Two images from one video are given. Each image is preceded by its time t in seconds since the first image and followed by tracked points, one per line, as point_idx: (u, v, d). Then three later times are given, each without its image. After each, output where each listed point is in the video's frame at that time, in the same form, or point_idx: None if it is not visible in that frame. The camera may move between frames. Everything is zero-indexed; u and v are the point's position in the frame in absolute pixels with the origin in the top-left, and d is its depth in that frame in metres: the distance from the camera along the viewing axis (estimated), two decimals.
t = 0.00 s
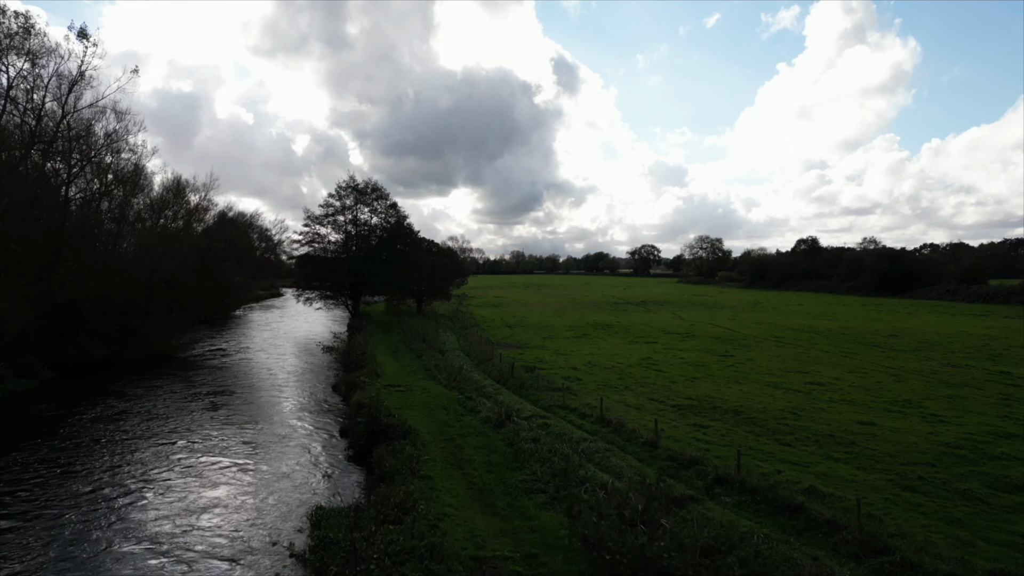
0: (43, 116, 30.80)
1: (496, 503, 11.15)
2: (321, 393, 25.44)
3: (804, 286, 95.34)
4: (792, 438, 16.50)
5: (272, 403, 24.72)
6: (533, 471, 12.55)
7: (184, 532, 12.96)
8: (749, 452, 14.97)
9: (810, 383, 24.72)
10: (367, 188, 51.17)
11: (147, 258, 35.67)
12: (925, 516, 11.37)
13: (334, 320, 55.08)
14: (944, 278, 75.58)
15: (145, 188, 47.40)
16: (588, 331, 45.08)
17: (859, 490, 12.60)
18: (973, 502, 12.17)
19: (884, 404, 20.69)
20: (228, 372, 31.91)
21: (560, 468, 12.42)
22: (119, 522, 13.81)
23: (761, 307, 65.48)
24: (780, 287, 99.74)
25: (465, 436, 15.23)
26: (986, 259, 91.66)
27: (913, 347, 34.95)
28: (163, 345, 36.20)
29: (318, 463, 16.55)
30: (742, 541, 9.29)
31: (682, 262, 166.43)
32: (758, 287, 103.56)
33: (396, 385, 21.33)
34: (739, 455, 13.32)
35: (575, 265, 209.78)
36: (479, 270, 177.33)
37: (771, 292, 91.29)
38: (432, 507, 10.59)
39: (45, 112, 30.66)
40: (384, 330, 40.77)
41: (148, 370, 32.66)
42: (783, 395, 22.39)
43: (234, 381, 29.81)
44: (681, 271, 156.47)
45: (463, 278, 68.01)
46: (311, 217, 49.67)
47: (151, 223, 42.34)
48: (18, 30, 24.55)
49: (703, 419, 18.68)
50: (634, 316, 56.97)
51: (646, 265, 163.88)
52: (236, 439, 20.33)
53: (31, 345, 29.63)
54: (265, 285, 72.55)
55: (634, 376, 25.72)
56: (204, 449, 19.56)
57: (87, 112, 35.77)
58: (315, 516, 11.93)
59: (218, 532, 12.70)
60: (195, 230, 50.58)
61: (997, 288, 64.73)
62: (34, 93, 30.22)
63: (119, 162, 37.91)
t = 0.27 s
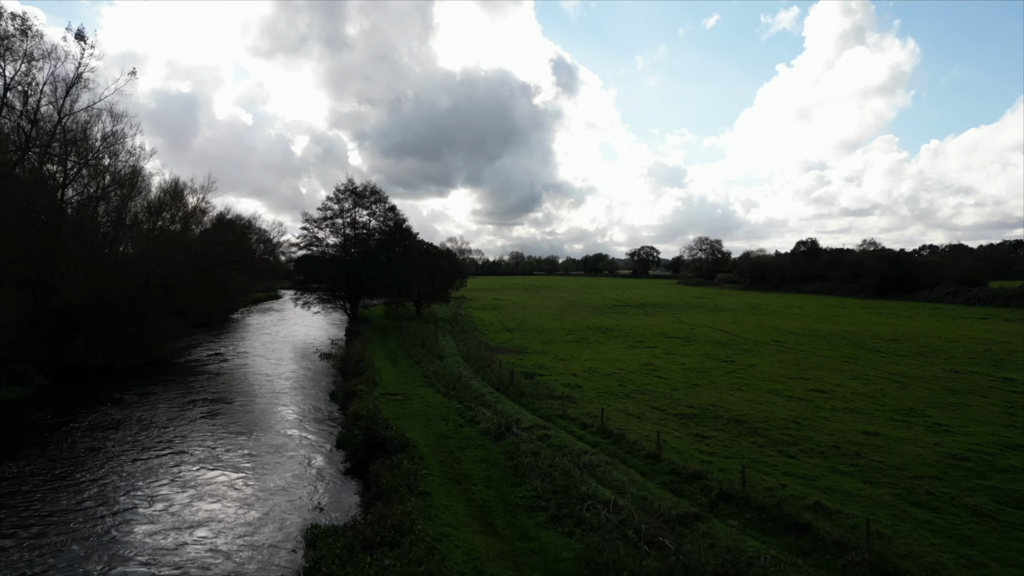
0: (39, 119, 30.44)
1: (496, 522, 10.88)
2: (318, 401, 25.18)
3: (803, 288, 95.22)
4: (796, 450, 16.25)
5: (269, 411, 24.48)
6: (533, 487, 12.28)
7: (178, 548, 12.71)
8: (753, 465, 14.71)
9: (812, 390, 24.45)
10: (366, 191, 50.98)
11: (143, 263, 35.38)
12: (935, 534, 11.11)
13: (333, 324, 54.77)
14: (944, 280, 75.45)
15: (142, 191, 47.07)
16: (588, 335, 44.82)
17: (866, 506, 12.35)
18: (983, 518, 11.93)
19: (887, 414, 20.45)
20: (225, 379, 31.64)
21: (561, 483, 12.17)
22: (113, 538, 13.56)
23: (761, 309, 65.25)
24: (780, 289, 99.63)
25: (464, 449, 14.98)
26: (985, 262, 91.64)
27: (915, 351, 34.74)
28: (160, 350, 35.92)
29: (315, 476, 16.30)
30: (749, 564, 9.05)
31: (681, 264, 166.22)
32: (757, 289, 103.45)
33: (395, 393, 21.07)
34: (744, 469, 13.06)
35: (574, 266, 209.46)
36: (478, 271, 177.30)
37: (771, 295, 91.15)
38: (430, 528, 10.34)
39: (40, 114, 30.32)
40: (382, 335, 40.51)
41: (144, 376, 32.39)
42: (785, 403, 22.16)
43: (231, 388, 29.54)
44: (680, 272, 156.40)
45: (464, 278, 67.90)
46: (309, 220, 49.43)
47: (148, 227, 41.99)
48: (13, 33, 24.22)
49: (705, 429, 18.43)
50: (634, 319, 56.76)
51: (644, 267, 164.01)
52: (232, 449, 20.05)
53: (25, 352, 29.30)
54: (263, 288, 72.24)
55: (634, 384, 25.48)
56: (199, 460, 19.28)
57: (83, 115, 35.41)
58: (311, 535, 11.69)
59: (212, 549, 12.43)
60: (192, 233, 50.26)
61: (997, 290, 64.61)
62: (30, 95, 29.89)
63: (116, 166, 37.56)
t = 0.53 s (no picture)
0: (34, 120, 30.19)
1: (495, 541, 10.62)
2: (315, 409, 24.94)
3: (803, 290, 95.12)
4: (800, 461, 16.00)
5: (265, 420, 24.23)
6: (533, 503, 12.02)
7: (171, 565, 12.46)
8: (757, 478, 14.47)
9: (814, 397, 24.24)
10: (364, 194, 50.77)
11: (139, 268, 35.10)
12: (944, 552, 10.88)
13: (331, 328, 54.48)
14: (944, 282, 75.33)
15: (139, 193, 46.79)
16: (588, 338, 44.57)
17: (873, 522, 12.11)
18: (993, 535, 11.68)
19: (891, 422, 20.23)
20: (222, 385, 31.37)
21: (562, 500, 11.93)
22: (105, 554, 13.31)
23: (761, 312, 65.09)
24: (779, 290, 99.55)
25: (462, 462, 14.74)
26: (984, 264, 91.59)
27: (916, 356, 34.55)
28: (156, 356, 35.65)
29: (311, 489, 16.07)
30: None
31: (680, 265, 166.13)
32: (756, 291, 103.36)
33: (392, 402, 20.81)
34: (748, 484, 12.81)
35: (573, 267, 209.32)
36: (477, 272, 177.16)
37: (770, 296, 91.02)
38: (428, 548, 10.10)
39: (36, 116, 30.10)
40: (380, 339, 40.24)
41: (140, 382, 32.12)
42: (786, 411, 21.94)
43: (227, 394, 29.27)
44: (679, 274, 156.37)
45: (463, 279, 67.60)
46: (307, 223, 49.18)
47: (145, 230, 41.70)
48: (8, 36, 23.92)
49: (706, 439, 18.21)
50: (633, 322, 56.55)
51: (644, 268, 163.98)
52: (227, 460, 19.78)
53: (19, 358, 29.00)
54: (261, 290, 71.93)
55: (634, 391, 25.25)
56: (194, 471, 19.00)
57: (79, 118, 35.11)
58: (306, 552, 11.45)
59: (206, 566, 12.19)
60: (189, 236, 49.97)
61: (997, 293, 64.49)
62: (26, 97, 29.64)
63: (113, 169, 37.25)
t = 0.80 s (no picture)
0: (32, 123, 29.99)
1: (494, 560, 10.38)
2: (312, 417, 24.70)
3: (802, 292, 94.99)
4: (803, 472, 15.78)
5: (262, 428, 23.99)
6: (533, 519, 11.78)
7: None
8: (760, 491, 14.25)
9: (816, 404, 24.01)
10: (363, 197, 50.54)
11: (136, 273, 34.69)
12: (953, 571, 10.64)
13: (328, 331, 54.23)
14: (944, 284, 75.18)
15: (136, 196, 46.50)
16: (587, 342, 44.31)
17: (879, 538, 11.88)
18: (1002, 553, 11.43)
19: (894, 431, 20.00)
20: (219, 391, 31.12)
21: (563, 516, 11.69)
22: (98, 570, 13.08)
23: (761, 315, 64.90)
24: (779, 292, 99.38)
25: (461, 474, 14.49)
26: (984, 265, 91.45)
27: (917, 361, 34.36)
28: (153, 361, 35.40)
29: (308, 502, 15.86)
30: None
31: (679, 266, 165.88)
32: (756, 292, 103.22)
33: (390, 410, 20.55)
34: (752, 499, 12.59)
35: (572, 268, 209.07)
36: (476, 273, 176.89)
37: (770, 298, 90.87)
38: (426, 569, 9.86)
39: (31, 119, 29.80)
40: (378, 343, 40.00)
41: (136, 388, 31.87)
42: (788, 419, 21.72)
43: (223, 400, 29.00)
44: (678, 275, 156.19)
45: (462, 280, 67.35)
46: (305, 226, 48.94)
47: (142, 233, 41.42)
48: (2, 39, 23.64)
49: (708, 448, 17.98)
50: (633, 325, 56.32)
51: (642, 269, 163.84)
52: (223, 470, 19.53)
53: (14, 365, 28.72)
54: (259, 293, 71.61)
55: (635, 397, 25.00)
56: (189, 481, 18.75)
57: (75, 121, 34.82)
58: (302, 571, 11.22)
59: None
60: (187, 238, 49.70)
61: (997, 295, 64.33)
62: (22, 99, 29.39)
63: (109, 172, 36.95)
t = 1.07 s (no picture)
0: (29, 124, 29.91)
1: None
2: (310, 425, 24.51)
3: (802, 293, 94.82)
4: (807, 484, 15.56)
5: (259, 436, 23.77)
6: (533, 536, 11.55)
7: None
8: (763, 504, 14.03)
9: (818, 411, 23.80)
10: (361, 200, 50.34)
11: (132, 277, 34.56)
12: None
13: (327, 335, 53.99)
14: (944, 286, 74.99)
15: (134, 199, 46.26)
16: (587, 346, 44.07)
17: (886, 554, 11.66)
18: (1011, 570, 11.20)
19: (898, 439, 19.79)
20: (216, 396, 30.89)
21: (563, 532, 11.46)
22: None
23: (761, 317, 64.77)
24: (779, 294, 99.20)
25: (460, 487, 14.27)
26: (984, 267, 91.27)
27: (919, 365, 34.16)
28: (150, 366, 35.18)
29: (305, 513, 15.68)
30: None
31: (679, 267, 165.65)
32: (756, 294, 103.03)
33: (388, 419, 20.31)
34: (756, 513, 12.37)
35: (571, 269, 208.84)
36: (475, 274, 176.62)
37: (769, 300, 90.69)
38: None
39: (27, 122, 29.57)
40: (377, 348, 39.75)
41: (133, 393, 31.64)
42: (790, 427, 21.50)
43: (220, 406, 28.79)
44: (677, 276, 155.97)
45: (460, 282, 66.98)
46: (304, 230, 48.75)
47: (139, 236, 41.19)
48: None
49: (710, 458, 17.76)
50: (633, 328, 56.07)
51: (642, 270, 163.64)
52: (219, 479, 19.32)
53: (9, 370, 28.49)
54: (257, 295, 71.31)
55: (635, 404, 24.77)
56: (185, 491, 18.54)
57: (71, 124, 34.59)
58: None
59: None
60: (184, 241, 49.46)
61: (998, 297, 64.15)
62: (17, 102, 29.16)
63: (105, 175, 36.72)
